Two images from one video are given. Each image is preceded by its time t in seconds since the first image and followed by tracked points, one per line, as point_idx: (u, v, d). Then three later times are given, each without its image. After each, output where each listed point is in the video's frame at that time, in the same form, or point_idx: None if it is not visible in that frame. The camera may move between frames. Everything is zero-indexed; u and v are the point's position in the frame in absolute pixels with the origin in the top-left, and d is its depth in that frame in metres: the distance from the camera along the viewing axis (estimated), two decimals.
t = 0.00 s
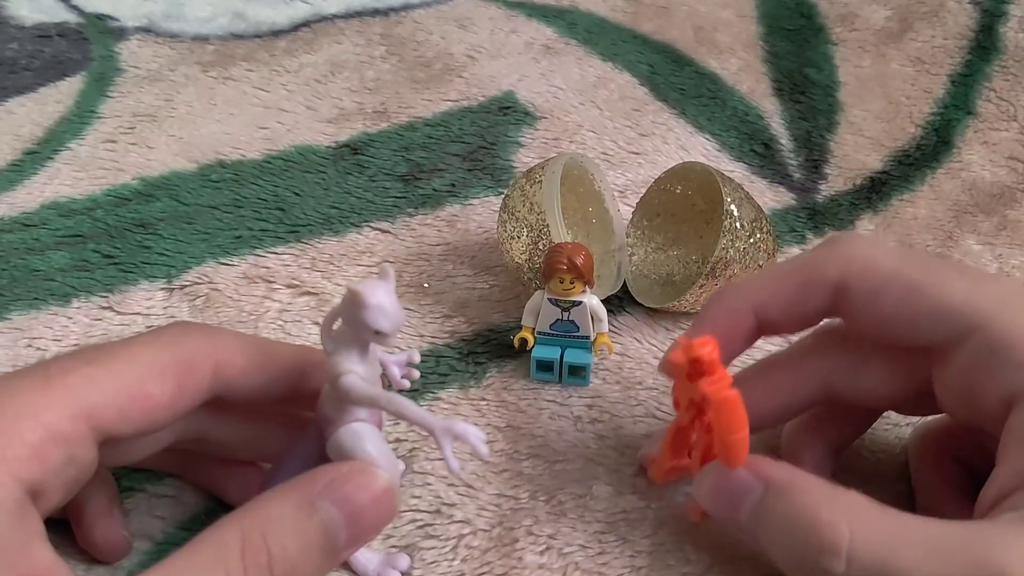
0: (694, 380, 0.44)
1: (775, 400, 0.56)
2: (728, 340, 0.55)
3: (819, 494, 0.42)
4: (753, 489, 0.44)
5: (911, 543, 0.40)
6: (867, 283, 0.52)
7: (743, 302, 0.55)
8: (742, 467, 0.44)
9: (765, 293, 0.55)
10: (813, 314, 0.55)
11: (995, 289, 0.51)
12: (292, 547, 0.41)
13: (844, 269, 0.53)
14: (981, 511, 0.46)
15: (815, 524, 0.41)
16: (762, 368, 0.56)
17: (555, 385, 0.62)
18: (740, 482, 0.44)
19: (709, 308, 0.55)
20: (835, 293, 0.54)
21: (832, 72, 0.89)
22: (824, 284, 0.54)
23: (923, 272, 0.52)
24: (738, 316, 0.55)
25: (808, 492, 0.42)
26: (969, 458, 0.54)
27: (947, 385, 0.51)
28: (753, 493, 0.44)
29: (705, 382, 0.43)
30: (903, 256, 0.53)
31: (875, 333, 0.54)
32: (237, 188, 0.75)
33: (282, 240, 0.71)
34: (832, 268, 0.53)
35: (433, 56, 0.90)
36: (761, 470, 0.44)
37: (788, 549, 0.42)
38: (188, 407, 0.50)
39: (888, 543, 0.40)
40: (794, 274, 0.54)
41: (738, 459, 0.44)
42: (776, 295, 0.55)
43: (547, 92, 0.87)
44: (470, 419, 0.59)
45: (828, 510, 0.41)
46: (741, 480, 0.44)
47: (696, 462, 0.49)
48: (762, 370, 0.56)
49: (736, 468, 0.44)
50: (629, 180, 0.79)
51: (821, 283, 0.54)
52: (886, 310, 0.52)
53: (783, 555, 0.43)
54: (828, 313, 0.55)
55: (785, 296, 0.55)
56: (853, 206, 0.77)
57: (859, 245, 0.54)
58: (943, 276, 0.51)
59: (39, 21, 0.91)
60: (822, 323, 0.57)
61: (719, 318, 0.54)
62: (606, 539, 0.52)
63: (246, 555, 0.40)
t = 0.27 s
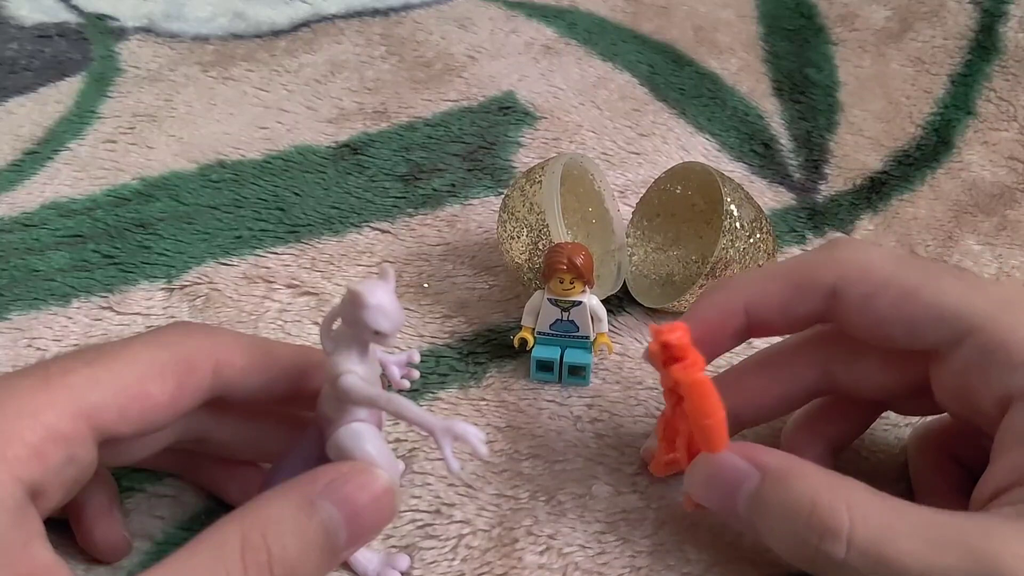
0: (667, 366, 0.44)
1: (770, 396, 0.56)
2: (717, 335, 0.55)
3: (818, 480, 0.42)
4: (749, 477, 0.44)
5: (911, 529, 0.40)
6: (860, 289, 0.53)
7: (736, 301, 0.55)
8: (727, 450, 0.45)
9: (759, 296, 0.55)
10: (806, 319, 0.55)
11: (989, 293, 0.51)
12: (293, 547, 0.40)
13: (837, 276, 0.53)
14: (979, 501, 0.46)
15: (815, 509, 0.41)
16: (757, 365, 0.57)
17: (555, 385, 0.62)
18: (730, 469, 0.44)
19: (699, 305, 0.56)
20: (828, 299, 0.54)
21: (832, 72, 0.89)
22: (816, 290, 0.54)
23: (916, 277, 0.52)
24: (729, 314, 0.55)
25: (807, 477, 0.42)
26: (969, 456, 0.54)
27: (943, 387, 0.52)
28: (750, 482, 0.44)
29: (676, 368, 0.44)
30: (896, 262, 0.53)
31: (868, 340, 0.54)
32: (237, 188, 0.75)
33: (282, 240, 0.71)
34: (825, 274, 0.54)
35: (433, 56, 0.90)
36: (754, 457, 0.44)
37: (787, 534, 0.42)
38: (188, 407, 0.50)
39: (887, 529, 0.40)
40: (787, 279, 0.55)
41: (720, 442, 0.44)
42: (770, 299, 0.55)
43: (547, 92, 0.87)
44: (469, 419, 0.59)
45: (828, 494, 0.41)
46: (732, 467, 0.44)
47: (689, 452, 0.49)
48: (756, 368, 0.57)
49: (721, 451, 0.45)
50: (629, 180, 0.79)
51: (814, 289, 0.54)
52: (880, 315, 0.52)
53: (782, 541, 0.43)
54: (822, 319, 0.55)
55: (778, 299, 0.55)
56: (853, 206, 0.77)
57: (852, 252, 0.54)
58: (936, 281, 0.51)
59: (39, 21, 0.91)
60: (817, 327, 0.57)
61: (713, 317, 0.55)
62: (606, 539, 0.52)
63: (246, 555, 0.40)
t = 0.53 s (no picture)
0: (671, 372, 0.44)
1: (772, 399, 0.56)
2: (724, 337, 0.55)
3: (818, 483, 0.42)
4: (748, 481, 0.44)
5: (910, 531, 0.40)
6: (862, 284, 0.53)
7: (741, 298, 0.55)
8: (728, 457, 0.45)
9: (763, 292, 0.55)
10: (810, 315, 0.55)
11: (991, 290, 0.51)
12: (293, 547, 0.40)
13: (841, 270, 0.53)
14: (980, 503, 0.46)
15: (814, 513, 0.41)
16: (761, 366, 0.57)
17: (555, 385, 0.62)
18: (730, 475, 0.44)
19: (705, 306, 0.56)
20: (831, 294, 0.54)
21: (832, 72, 0.89)
22: (820, 285, 0.54)
23: (917, 273, 0.52)
24: (734, 314, 0.55)
25: (807, 480, 0.42)
26: (970, 455, 0.54)
27: (943, 384, 0.52)
28: (749, 486, 0.43)
29: (680, 374, 0.43)
30: (900, 257, 0.53)
31: (871, 335, 0.54)
32: (237, 188, 0.75)
33: (282, 240, 0.71)
34: (829, 268, 0.53)
35: (433, 56, 0.90)
36: (755, 463, 0.44)
37: (787, 537, 0.42)
38: (188, 407, 0.50)
39: (886, 532, 0.40)
40: (790, 273, 0.55)
41: (720, 449, 0.44)
42: (774, 295, 0.55)
43: (547, 92, 0.87)
44: (469, 419, 0.59)
45: (827, 498, 0.41)
46: (733, 473, 0.44)
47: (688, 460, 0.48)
48: (760, 370, 0.56)
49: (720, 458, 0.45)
50: (629, 180, 0.79)
51: (817, 284, 0.54)
52: (882, 311, 0.52)
53: (782, 545, 0.43)
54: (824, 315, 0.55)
55: (781, 295, 0.55)
56: (853, 206, 0.77)
57: (856, 247, 0.54)
58: (938, 277, 0.51)
59: (39, 21, 0.91)
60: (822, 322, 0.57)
61: (718, 316, 0.55)
62: (605, 539, 0.52)
63: (246, 555, 0.40)
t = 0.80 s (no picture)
0: (690, 392, 0.45)
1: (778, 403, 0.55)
2: (732, 345, 0.55)
3: (814, 500, 0.42)
4: (748, 498, 0.44)
5: (909, 545, 0.40)
6: (862, 284, 0.53)
7: (745, 303, 0.55)
8: (738, 478, 0.45)
9: (766, 295, 0.55)
10: (813, 316, 0.55)
11: (991, 289, 0.51)
12: (292, 547, 0.40)
13: (841, 271, 0.53)
14: (980, 514, 0.45)
15: (809, 529, 0.41)
16: (766, 371, 0.56)
17: (555, 385, 0.62)
18: (733, 491, 0.45)
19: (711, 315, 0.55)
20: (832, 295, 0.54)
21: (832, 72, 0.89)
22: (820, 287, 0.54)
23: (917, 272, 0.52)
24: (740, 320, 0.55)
25: (804, 496, 0.42)
26: (970, 457, 0.54)
27: (942, 384, 0.52)
28: (749, 503, 0.44)
29: (699, 396, 0.44)
30: (899, 257, 0.53)
31: (873, 335, 0.54)
32: (237, 188, 0.75)
33: (282, 240, 0.71)
34: (829, 269, 0.54)
35: (433, 56, 0.90)
36: (756, 480, 0.45)
37: (788, 556, 0.42)
38: (188, 407, 0.50)
39: (884, 546, 0.40)
40: (792, 276, 0.55)
41: (731, 470, 0.44)
42: (776, 297, 0.55)
43: (547, 92, 0.87)
44: (470, 419, 0.59)
45: (822, 515, 0.41)
46: (737, 490, 0.45)
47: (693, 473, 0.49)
48: (765, 373, 0.56)
49: (730, 479, 0.45)
50: (629, 180, 0.79)
51: (818, 285, 0.54)
52: (882, 310, 0.52)
53: (782, 562, 0.43)
54: (826, 315, 0.55)
55: (783, 298, 0.55)
56: (853, 206, 0.77)
57: (856, 246, 0.54)
58: (938, 276, 0.51)
59: (39, 21, 0.91)
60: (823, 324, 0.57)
61: (722, 321, 0.55)
62: (606, 539, 0.52)
63: (246, 554, 0.40)
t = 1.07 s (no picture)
0: (689, 393, 0.45)
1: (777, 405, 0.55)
2: (732, 347, 0.54)
3: (813, 501, 0.42)
4: (748, 499, 0.44)
5: (908, 546, 0.40)
6: (861, 286, 0.53)
7: (744, 305, 0.55)
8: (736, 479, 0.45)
9: (765, 297, 0.55)
10: (812, 317, 0.55)
11: (988, 290, 0.51)
12: (292, 546, 0.40)
13: (839, 272, 0.53)
14: (979, 515, 0.45)
15: (809, 531, 0.41)
16: (765, 372, 0.56)
17: (555, 385, 0.62)
18: (733, 493, 0.45)
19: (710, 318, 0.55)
20: (831, 297, 0.54)
21: (832, 72, 0.89)
22: (819, 289, 0.54)
23: (916, 273, 0.52)
24: (739, 321, 0.55)
25: (803, 497, 0.42)
26: (970, 457, 0.54)
27: (940, 385, 0.52)
28: (748, 505, 0.44)
29: (699, 398, 0.44)
30: (898, 257, 0.53)
31: (872, 337, 0.54)
32: (237, 188, 0.75)
33: (282, 240, 0.71)
34: (827, 271, 0.54)
35: (433, 56, 0.90)
36: (755, 482, 0.45)
37: (787, 558, 0.42)
38: (188, 407, 0.50)
39: (883, 547, 0.40)
40: (790, 278, 0.55)
41: (730, 472, 0.45)
42: (775, 299, 0.55)
43: (547, 92, 0.87)
44: (470, 419, 0.59)
45: (821, 516, 0.41)
46: (736, 492, 0.45)
47: (692, 474, 0.49)
48: (764, 374, 0.56)
49: (729, 481, 0.45)
50: (629, 180, 0.79)
51: (817, 287, 0.54)
52: (881, 311, 0.52)
53: (781, 563, 0.43)
54: (826, 317, 0.55)
55: (783, 299, 0.55)
56: (853, 206, 0.77)
57: (854, 247, 0.54)
58: (936, 277, 0.51)
59: (39, 21, 0.91)
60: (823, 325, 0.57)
61: (722, 323, 0.55)
62: (606, 539, 0.52)
63: (246, 555, 0.40)
